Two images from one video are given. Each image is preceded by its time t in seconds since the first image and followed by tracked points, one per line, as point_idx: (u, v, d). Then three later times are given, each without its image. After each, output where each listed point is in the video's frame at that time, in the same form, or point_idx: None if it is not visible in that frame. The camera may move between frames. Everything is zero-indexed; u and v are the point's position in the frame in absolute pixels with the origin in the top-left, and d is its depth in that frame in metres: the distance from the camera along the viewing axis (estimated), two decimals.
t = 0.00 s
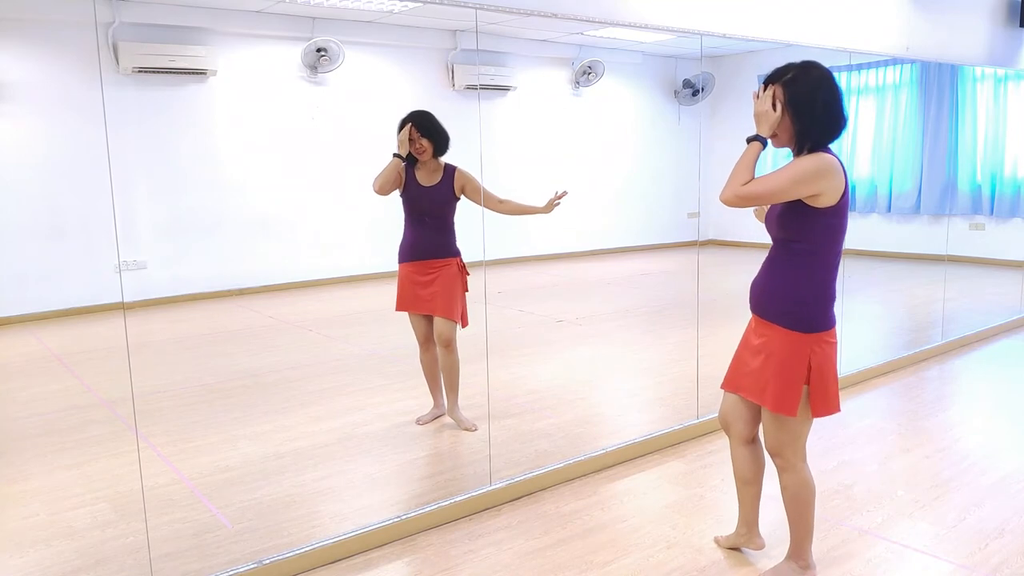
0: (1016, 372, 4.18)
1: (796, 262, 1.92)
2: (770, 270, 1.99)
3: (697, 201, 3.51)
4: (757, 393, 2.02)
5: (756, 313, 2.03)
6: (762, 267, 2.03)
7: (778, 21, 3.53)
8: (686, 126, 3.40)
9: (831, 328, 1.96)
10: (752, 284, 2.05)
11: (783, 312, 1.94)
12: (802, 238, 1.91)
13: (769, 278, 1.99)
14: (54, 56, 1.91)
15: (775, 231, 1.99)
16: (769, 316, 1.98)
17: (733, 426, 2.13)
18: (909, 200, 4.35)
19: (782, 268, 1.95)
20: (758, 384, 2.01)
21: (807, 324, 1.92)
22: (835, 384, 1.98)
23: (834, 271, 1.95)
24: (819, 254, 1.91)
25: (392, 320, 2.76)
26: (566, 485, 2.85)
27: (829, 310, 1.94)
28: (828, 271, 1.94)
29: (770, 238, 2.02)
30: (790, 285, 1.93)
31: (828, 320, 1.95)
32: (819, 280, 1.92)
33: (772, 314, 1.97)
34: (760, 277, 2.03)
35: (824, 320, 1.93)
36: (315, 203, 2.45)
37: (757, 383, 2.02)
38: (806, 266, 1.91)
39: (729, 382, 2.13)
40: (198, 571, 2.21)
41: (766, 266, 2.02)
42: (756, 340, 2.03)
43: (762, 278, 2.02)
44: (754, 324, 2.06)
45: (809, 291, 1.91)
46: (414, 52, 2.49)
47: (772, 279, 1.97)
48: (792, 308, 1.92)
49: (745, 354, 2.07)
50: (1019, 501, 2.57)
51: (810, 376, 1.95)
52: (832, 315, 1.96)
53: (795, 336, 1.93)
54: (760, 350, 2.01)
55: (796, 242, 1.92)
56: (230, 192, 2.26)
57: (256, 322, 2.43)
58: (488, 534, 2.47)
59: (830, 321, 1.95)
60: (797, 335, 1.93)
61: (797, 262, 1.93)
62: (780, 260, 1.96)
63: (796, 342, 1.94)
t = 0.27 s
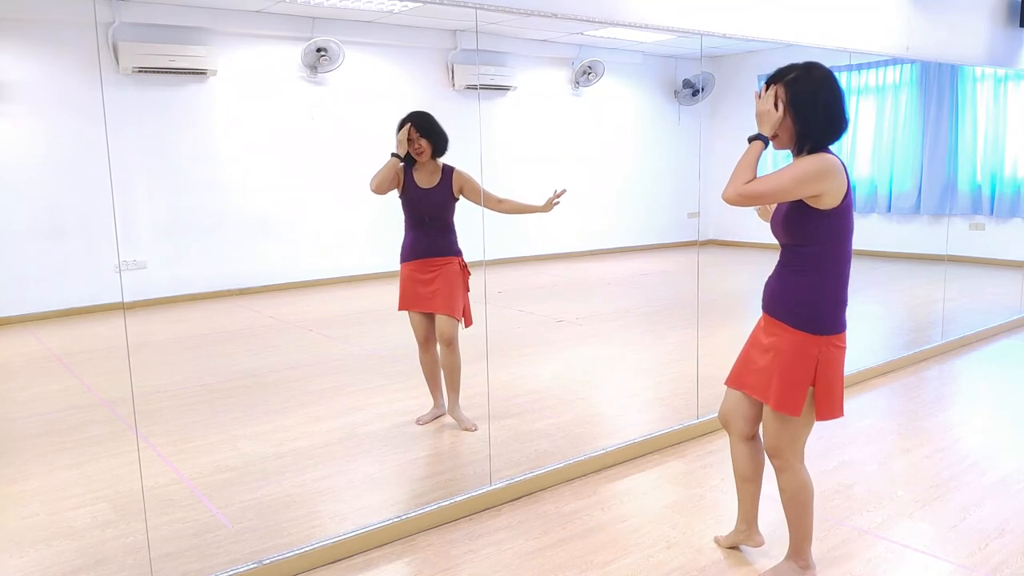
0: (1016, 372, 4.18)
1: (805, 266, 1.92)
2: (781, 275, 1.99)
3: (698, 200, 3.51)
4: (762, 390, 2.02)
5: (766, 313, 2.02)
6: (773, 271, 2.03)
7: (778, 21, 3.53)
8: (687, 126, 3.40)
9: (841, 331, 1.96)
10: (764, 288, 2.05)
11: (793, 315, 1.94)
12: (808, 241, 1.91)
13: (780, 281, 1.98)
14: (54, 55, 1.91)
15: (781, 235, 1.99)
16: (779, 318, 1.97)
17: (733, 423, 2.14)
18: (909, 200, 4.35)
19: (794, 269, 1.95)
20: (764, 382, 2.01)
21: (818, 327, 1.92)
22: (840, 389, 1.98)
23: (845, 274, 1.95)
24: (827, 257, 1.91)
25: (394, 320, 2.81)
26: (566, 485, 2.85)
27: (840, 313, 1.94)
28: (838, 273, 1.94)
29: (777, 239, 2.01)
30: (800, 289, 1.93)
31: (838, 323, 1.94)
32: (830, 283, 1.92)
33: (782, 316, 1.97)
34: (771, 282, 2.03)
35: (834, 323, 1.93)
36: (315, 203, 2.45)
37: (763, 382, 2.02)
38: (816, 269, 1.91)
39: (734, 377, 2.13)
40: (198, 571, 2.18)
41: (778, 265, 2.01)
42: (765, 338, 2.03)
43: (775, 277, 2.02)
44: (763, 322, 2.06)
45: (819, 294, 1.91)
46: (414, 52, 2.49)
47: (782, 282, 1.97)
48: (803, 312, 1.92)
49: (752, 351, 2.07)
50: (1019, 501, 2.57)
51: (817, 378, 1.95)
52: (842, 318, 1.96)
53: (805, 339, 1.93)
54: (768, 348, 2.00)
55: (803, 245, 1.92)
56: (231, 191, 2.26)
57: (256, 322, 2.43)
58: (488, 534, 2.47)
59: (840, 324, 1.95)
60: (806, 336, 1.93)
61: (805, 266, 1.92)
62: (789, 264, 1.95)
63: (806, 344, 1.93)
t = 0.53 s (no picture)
0: (1017, 372, 4.18)
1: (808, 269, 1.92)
2: (786, 279, 1.99)
3: (698, 200, 3.51)
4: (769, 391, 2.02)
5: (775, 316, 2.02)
6: (777, 276, 2.03)
7: (778, 21, 3.53)
8: (687, 126, 3.40)
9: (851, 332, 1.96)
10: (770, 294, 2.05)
11: (801, 318, 1.94)
12: (808, 244, 1.91)
13: (784, 286, 1.99)
14: (54, 55, 1.90)
15: (776, 240, 1.99)
16: (787, 322, 1.97)
17: (738, 424, 2.15)
18: (909, 200, 4.35)
19: (796, 271, 1.95)
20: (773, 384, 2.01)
21: (827, 329, 1.91)
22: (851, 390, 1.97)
23: (848, 274, 1.95)
24: (829, 258, 1.91)
25: (394, 320, 2.82)
26: (566, 485, 2.84)
27: (848, 313, 1.94)
28: (842, 273, 1.94)
29: (772, 245, 2.02)
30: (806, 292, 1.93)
31: (847, 324, 1.94)
32: (835, 284, 1.92)
33: (789, 320, 1.97)
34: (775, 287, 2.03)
35: (843, 324, 1.93)
36: (315, 203, 2.45)
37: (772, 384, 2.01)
38: (820, 272, 1.91)
39: (742, 378, 2.13)
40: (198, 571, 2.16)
41: (780, 268, 2.02)
42: (773, 339, 2.03)
43: (779, 280, 2.02)
44: (771, 325, 2.06)
45: (826, 295, 1.91)
46: (414, 52, 2.49)
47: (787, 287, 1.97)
48: (811, 315, 1.92)
49: (761, 352, 2.07)
50: (1020, 501, 2.57)
51: (827, 380, 1.95)
52: (850, 319, 1.95)
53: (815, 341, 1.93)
54: (776, 349, 2.00)
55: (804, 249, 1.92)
56: (231, 191, 2.26)
57: (256, 322, 2.43)
58: (488, 534, 2.47)
59: (849, 324, 1.95)
60: (814, 338, 1.93)
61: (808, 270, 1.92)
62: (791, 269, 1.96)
63: (815, 346, 1.93)
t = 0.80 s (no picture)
0: (1017, 372, 4.17)
1: (800, 269, 1.92)
2: (774, 282, 1.99)
3: (698, 199, 3.52)
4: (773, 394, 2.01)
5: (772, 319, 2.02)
6: (766, 279, 2.02)
7: (779, 21, 3.53)
8: (687, 126, 3.40)
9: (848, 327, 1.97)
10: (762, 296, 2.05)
11: (798, 318, 1.94)
12: (797, 244, 1.91)
13: (776, 287, 1.99)
14: (54, 55, 1.91)
15: (763, 242, 1.99)
16: (785, 322, 1.97)
17: (740, 426, 2.15)
18: (908, 200, 4.35)
19: (784, 272, 1.95)
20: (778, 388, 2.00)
21: (824, 326, 1.92)
22: (854, 385, 1.98)
23: (836, 269, 1.96)
24: (820, 256, 1.92)
25: (394, 320, 2.78)
26: (566, 485, 2.84)
27: (844, 310, 1.94)
28: (833, 269, 1.95)
29: (757, 248, 2.02)
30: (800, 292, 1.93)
31: (844, 319, 1.95)
32: (828, 281, 1.92)
33: (787, 321, 1.97)
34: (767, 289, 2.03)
35: (839, 319, 1.94)
36: (315, 203, 2.45)
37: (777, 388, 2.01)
38: (812, 270, 1.92)
39: (742, 382, 2.13)
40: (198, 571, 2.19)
41: (766, 271, 2.01)
42: (772, 343, 2.03)
43: (769, 283, 2.02)
44: (768, 328, 2.06)
45: (821, 293, 1.92)
46: (414, 52, 2.49)
47: (779, 287, 1.97)
48: (807, 316, 1.92)
49: (760, 356, 2.07)
50: (1020, 501, 2.57)
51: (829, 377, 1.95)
52: (846, 313, 1.96)
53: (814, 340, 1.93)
54: (776, 352, 2.00)
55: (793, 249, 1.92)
56: (231, 192, 2.26)
57: (256, 322, 2.42)
58: (488, 534, 2.47)
59: (846, 319, 1.95)
60: (815, 337, 1.93)
61: (799, 269, 1.92)
62: (782, 270, 1.95)
63: (815, 345, 1.94)
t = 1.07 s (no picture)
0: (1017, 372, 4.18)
1: (789, 266, 1.92)
2: (762, 280, 2.00)
3: (697, 199, 3.52)
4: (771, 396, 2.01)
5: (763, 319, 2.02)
6: (755, 275, 2.02)
7: (778, 21, 3.53)
8: (687, 126, 3.40)
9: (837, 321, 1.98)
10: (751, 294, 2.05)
11: (788, 317, 1.95)
12: (788, 240, 1.91)
13: (765, 283, 1.99)
14: (53, 55, 1.90)
15: (753, 237, 1.99)
16: (776, 321, 1.98)
17: (739, 427, 2.14)
18: (908, 200, 4.35)
19: (772, 271, 1.95)
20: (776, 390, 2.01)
21: (815, 324, 1.93)
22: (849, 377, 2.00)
23: (823, 266, 1.96)
24: (809, 252, 1.92)
25: (394, 320, 2.77)
26: (566, 485, 2.84)
27: (832, 305, 1.95)
28: (821, 264, 1.96)
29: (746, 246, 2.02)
30: (790, 289, 1.93)
31: (834, 314, 1.96)
32: (816, 277, 1.93)
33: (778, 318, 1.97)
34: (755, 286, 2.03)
35: (830, 315, 1.94)
36: (315, 203, 2.45)
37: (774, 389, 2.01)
38: (802, 266, 1.92)
39: (739, 384, 2.13)
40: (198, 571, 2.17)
41: (754, 270, 2.02)
42: (765, 344, 2.03)
43: (757, 282, 2.02)
44: (760, 329, 2.06)
45: (811, 289, 1.92)
46: (414, 52, 2.49)
47: (768, 284, 1.97)
48: (796, 314, 1.93)
49: (754, 358, 2.07)
50: (1020, 501, 2.57)
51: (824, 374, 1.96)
52: (835, 308, 1.97)
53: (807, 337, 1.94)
54: (771, 353, 2.00)
55: (783, 245, 1.92)
56: (231, 192, 2.26)
57: (256, 322, 2.42)
58: (489, 534, 2.47)
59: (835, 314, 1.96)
60: (808, 335, 1.94)
61: (788, 266, 1.92)
62: (769, 268, 1.96)
63: (808, 342, 1.94)
